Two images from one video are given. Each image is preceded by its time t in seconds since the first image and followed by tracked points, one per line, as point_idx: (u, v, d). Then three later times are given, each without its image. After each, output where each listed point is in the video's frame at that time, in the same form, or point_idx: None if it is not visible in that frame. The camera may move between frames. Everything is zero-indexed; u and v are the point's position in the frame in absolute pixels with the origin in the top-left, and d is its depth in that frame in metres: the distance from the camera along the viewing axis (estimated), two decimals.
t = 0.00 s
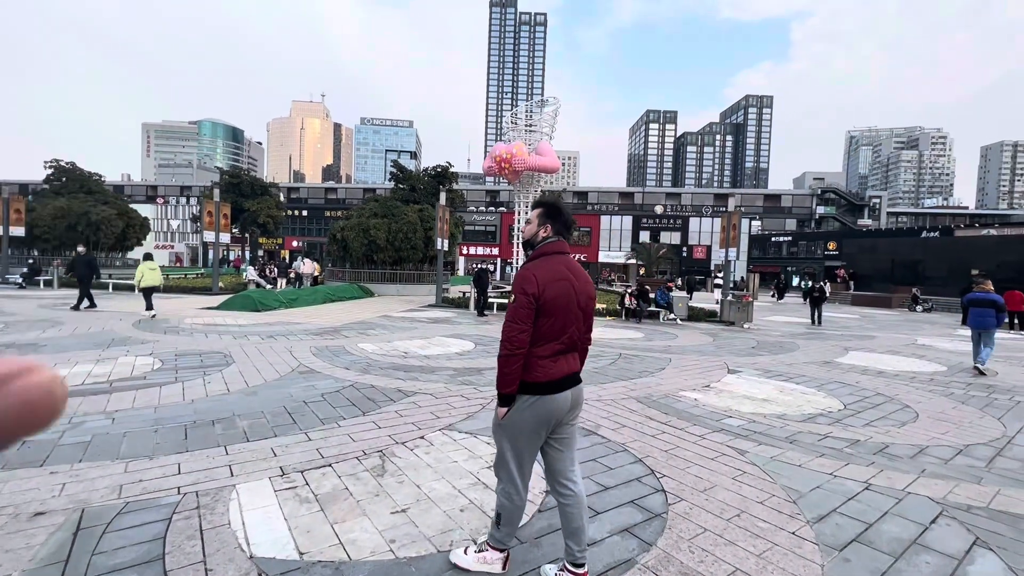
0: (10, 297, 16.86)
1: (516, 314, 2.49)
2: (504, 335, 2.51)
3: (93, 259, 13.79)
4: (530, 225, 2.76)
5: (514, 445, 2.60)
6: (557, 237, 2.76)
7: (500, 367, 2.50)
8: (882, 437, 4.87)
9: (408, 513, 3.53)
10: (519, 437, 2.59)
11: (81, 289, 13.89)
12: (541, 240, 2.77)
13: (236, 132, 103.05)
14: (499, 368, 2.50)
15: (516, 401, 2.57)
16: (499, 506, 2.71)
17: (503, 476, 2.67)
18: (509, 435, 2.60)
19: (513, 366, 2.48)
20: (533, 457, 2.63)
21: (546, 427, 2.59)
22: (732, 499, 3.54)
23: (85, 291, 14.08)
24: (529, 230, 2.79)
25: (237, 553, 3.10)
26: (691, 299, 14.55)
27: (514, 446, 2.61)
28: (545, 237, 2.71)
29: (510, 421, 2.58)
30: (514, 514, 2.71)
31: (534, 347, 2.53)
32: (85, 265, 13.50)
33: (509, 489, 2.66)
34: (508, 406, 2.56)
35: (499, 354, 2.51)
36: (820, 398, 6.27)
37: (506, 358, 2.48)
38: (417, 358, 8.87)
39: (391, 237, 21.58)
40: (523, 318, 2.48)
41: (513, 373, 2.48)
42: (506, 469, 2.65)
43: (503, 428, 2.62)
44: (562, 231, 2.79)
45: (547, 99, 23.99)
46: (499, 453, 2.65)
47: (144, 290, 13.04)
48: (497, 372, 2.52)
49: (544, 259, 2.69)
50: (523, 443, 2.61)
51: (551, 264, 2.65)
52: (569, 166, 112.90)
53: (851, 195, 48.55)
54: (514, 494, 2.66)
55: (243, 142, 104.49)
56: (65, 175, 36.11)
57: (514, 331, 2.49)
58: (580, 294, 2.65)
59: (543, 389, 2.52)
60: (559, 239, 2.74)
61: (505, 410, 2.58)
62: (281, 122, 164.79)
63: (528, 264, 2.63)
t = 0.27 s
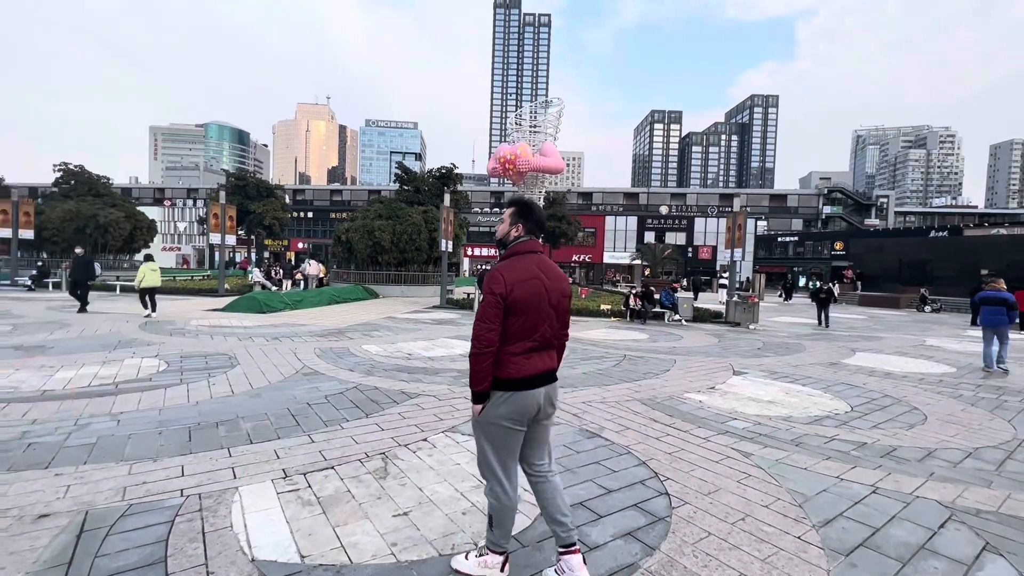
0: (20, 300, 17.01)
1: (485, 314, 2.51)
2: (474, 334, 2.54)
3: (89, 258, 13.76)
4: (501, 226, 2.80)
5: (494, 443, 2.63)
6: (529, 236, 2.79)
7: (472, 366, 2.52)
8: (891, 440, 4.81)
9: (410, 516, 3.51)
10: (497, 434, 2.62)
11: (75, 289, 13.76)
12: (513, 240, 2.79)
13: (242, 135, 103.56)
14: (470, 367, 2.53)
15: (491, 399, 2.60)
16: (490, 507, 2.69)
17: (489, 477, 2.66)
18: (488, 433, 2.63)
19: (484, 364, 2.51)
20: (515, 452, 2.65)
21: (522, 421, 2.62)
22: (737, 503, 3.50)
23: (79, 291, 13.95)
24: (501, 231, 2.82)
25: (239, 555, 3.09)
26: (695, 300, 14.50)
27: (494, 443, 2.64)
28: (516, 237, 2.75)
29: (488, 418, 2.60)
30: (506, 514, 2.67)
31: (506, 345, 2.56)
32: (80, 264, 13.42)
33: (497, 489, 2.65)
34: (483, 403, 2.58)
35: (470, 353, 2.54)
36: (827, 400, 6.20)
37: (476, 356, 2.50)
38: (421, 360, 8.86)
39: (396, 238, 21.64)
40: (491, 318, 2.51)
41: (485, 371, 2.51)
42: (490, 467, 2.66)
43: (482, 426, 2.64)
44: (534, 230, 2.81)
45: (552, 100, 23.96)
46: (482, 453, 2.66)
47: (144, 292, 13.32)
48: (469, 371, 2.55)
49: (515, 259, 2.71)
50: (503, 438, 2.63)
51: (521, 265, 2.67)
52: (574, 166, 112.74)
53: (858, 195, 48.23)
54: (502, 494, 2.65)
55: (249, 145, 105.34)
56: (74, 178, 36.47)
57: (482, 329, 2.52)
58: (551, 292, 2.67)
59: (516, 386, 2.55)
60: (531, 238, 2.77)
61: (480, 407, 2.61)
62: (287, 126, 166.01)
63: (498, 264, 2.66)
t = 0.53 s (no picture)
0: (32, 303, 17.21)
1: (476, 316, 2.50)
2: (466, 336, 2.52)
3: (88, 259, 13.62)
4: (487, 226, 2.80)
5: (492, 443, 2.63)
6: (514, 238, 2.80)
7: (466, 368, 2.51)
8: (902, 442, 4.74)
9: (416, 518, 3.50)
10: (493, 434, 2.62)
11: (74, 291, 13.57)
12: (500, 241, 2.80)
13: (251, 138, 104.26)
14: (464, 370, 2.52)
15: (485, 399, 2.60)
16: (492, 510, 2.66)
17: (488, 478, 2.66)
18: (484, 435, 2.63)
19: (477, 366, 2.51)
20: (512, 451, 2.67)
21: (517, 419, 2.65)
22: (746, 507, 3.45)
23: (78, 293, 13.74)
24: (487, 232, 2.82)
25: (245, 558, 3.09)
26: (704, 301, 14.39)
27: (491, 443, 2.64)
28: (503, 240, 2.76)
29: (482, 419, 2.61)
30: (509, 515, 2.65)
31: (498, 345, 2.56)
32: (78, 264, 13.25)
33: (498, 490, 2.64)
34: (478, 404, 2.59)
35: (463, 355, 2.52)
36: (837, 402, 6.13)
37: (470, 359, 2.49)
38: (428, 361, 8.86)
39: (403, 240, 21.67)
40: (483, 319, 2.49)
41: (478, 373, 2.51)
42: (489, 469, 2.66)
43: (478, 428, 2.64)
44: (519, 231, 2.83)
45: (558, 101, 23.92)
46: (481, 454, 2.65)
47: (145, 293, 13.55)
48: (463, 373, 2.54)
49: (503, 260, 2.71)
50: (498, 438, 2.65)
51: (510, 266, 2.67)
52: (581, 167, 112.46)
53: (869, 194, 47.71)
54: (502, 495, 2.64)
55: (258, 147, 106.07)
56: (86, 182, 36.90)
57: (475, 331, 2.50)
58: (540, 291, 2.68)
59: (509, 387, 2.57)
60: (517, 239, 2.78)
61: (475, 409, 2.60)
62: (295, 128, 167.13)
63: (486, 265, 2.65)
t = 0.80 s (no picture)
0: (47, 303, 17.44)
1: (487, 313, 2.48)
2: (475, 333, 2.50)
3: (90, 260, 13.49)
4: (488, 225, 2.74)
5: (497, 438, 2.62)
6: (516, 236, 2.79)
7: (475, 366, 2.48)
8: (918, 445, 4.65)
9: (422, 519, 3.47)
10: (498, 429, 2.61)
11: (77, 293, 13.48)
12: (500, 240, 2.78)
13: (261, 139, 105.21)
14: (473, 366, 2.49)
15: (490, 395, 2.58)
16: (497, 507, 2.62)
17: (492, 475, 2.63)
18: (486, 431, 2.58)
19: (487, 363, 2.49)
20: (515, 445, 2.66)
21: (520, 414, 2.65)
22: (757, 509, 3.39)
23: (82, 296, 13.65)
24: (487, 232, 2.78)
25: (251, 557, 3.08)
26: (713, 301, 14.27)
27: (495, 440, 2.62)
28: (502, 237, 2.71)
29: (487, 415, 2.59)
30: (515, 512, 2.63)
31: (505, 342, 2.55)
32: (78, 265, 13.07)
33: (502, 486, 2.62)
34: (483, 401, 2.57)
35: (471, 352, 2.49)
36: (850, 403, 6.03)
37: (480, 356, 2.46)
38: (436, 362, 8.85)
39: (412, 241, 21.71)
40: (492, 316, 2.46)
41: (487, 370, 2.49)
42: (493, 465, 2.63)
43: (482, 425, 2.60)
44: (520, 230, 2.83)
45: (567, 101, 23.86)
46: (486, 452, 2.63)
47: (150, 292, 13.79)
48: (470, 370, 2.50)
49: (508, 258, 2.70)
50: (502, 433, 2.63)
51: (516, 263, 2.66)
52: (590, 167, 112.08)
53: (882, 193, 47.13)
54: (508, 492, 2.61)
55: (268, 149, 106.95)
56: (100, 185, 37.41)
57: (482, 326, 2.48)
58: (545, 288, 2.70)
59: (516, 383, 2.57)
60: (519, 238, 2.78)
61: (480, 405, 2.58)
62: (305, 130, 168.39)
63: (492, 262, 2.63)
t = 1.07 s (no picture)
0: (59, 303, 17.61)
1: (505, 306, 2.48)
2: (491, 323, 2.48)
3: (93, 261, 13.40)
4: (499, 221, 2.74)
5: (501, 431, 2.59)
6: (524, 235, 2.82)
7: (490, 356, 2.45)
8: (932, 447, 4.54)
9: (425, 520, 3.43)
10: (503, 422, 2.59)
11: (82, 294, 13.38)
12: (505, 237, 2.79)
13: (270, 140, 105.92)
14: (488, 357, 2.46)
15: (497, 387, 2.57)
16: (496, 501, 2.58)
17: (492, 468, 2.60)
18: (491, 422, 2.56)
19: (501, 354, 2.47)
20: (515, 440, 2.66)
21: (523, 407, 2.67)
22: (767, 512, 3.32)
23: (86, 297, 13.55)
24: (496, 228, 2.76)
25: (253, 556, 3.06)
26: (722, 302, 14.13)
27: (499, 432, 2.59)
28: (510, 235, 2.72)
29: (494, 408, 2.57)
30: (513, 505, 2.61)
31: (517, 335, 2.56)
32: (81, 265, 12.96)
33: (501, 480, 2.59)
34: (491, 393, 2.55)
35: (488, 343, 2.45)
36: (862, 405, 5.92)
37: (497, 346, 2.44)
38: (442, 361, 8.83)
39: (419, 241, 21.71)
40: (508, 309, 2.47)
41: (502, 361, 2.47)
42: (492, 459, 2.60)
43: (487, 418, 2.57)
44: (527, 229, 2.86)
45: (574, 101, 23.79)
46: (488, 446, 2.59)
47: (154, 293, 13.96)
48: (483, 361, 2.46)
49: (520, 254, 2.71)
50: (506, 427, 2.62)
51: (528, 259, 2.70)
52: (597, 168, 111.72)
53: (893, 193, 46.60)
54: (508, 486, 2.59)
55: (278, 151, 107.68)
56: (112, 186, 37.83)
57: (497, 318, 2.47)
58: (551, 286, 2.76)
59: (525, 376, 2.59)
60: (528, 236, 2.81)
61: (488, 397, 2.55)
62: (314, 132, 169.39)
63: (505, 257, 2.62)
